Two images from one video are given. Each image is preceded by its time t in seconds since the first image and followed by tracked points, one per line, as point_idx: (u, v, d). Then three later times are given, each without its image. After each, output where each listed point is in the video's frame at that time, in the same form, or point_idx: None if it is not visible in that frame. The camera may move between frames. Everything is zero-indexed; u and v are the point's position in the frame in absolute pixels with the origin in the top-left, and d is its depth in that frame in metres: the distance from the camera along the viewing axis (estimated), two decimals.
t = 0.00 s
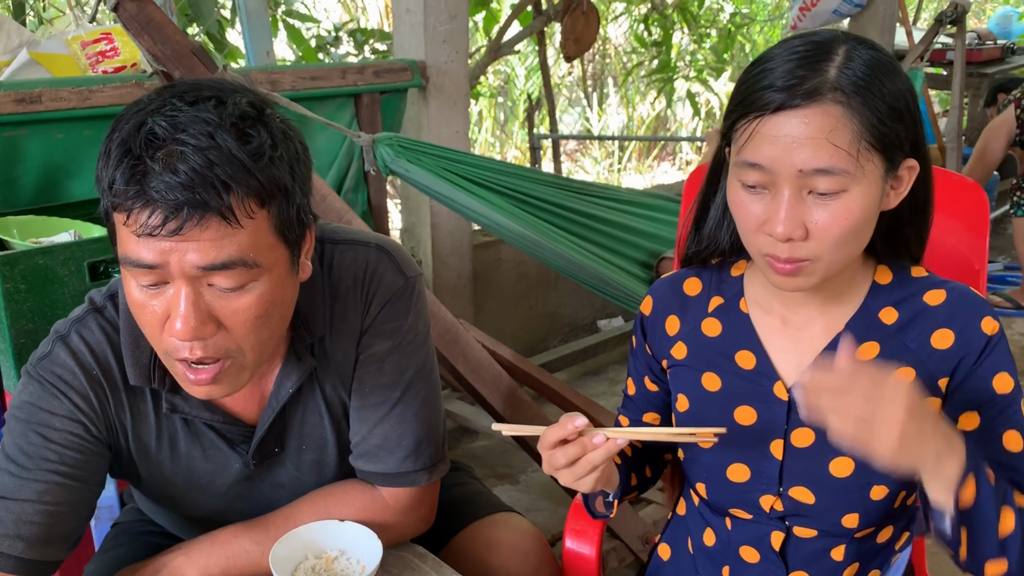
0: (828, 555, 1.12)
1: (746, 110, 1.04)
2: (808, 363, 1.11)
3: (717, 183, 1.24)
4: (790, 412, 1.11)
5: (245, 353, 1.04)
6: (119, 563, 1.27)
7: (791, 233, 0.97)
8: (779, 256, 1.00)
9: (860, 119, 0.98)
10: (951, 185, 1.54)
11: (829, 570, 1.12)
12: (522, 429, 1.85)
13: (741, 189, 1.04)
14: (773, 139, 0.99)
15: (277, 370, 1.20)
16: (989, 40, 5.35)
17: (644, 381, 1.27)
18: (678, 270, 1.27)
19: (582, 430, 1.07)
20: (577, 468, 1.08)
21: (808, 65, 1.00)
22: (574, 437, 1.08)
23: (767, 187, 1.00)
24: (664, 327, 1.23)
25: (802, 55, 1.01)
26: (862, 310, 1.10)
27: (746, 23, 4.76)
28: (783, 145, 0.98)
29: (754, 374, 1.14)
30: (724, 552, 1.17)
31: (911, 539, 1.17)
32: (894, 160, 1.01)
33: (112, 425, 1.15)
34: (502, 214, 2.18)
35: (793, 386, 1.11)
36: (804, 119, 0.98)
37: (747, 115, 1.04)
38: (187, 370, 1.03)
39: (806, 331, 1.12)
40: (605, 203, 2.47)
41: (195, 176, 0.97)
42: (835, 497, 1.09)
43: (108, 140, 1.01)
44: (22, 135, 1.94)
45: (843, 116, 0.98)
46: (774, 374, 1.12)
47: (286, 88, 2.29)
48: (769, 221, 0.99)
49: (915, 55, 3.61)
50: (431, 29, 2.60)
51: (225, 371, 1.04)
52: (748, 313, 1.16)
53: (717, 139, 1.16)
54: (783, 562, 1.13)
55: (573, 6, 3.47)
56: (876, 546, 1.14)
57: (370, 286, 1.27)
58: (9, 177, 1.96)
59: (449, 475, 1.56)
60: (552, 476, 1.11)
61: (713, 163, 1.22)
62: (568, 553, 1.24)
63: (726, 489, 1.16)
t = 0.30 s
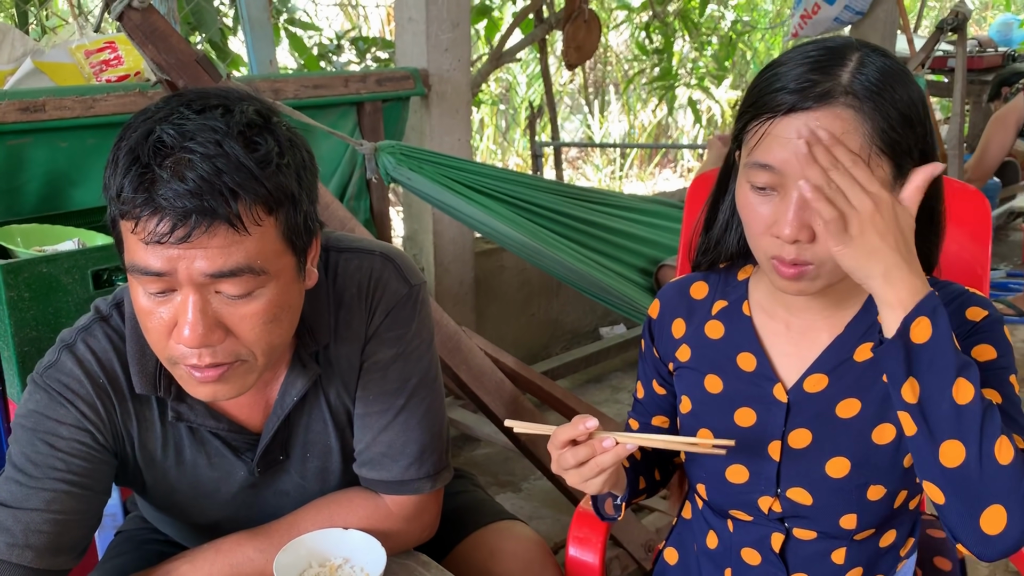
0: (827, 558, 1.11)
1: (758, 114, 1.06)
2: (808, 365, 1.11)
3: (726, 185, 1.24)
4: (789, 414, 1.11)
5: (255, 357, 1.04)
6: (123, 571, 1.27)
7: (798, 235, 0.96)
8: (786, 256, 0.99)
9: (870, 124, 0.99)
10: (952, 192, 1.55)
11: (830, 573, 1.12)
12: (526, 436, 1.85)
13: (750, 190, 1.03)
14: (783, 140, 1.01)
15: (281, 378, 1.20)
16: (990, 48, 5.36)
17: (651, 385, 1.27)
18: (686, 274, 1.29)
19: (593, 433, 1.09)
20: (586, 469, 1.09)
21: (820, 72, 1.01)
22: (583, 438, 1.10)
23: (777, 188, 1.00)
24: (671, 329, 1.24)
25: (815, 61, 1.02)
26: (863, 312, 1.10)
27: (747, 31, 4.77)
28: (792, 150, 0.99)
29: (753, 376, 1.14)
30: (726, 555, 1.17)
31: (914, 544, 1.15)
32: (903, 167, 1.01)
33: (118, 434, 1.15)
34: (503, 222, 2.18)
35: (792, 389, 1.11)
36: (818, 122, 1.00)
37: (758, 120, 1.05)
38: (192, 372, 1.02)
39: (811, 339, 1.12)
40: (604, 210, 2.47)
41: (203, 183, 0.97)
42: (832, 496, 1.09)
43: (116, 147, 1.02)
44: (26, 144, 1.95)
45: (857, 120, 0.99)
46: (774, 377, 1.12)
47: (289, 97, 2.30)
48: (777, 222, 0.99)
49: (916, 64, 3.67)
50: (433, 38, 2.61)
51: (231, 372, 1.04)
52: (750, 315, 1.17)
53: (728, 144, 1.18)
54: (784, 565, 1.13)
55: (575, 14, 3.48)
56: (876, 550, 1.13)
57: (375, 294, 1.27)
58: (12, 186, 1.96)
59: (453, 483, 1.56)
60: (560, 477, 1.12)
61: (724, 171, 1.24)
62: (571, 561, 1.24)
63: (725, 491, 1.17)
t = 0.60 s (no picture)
0: (825, 563, 1.12)
1: (746, 116, 1.06)
2: (806, 369, 1.12)
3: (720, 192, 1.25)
4: (788, 419, 1.11)
5: (253, 361, 1.05)
6: None
7: (791, 232, 0.98)
8: (782, 254, 1.00)
9: (858, 122, 1.00)
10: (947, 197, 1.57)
11: None
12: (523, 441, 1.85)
13: (742, 192, 1.05)
14: (772, 139, 1.01)
15: (279, 382, 1.21)
16: (983, 53, 5.39)
17: (648, 390, 1.28)
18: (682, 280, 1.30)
19: (590, 433, 1.10)
20: (581, 471, 1.10)
21: (802, 73, 1.02)
22: (581, 439, 1.11)
23: (767, 188, 1.01)
24: (667, 334, 1.25)
25: (800, 62, 1.03)
26: (861, 318, 1.11)
27: (743, 37, 4.79)
28: (782, 152, 1.00)
29: (751, 381, 1.15)
30: (724, 560, 1.18)
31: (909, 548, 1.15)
32: (891, 164, 1.03)
33: (117, 438, 1.15)
34: (500, 227, 2.19)
35: (790, 394, 1.12)
36: (802, 123, 1.00)
37: (747, 123, 1.06)
38: (190, 373, 1.02)
39: (806, 342, 1.12)
40: (600, 215, 2.48)
41: (205, 187, 0.98)
42: (831, 502, 1.10)
43: (117, 152, 1.02)
44: (23, 150, 1.95)
45: (841, 120, 0.99)
46: (772, 383, 1.13)
47: (286, 103, 2.30)
48: (770, 220, 1.00)
49: (910, 69, 3.66)
50: (429, 44, 2.62)
51: (227, 374, 1.04)
52: (748, 320, 1.18)
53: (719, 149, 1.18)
54: (782, 569, 1.13)
55: (570, 20, 3.49)
56: (873, 554, 1.13)
57: (373, 299, 1.28)
58: (9, 192, 1.97)
59: (450, 488, 1.56)
60: (557, 478, 1.13)
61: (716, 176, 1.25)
62: (568, 565, 1.24)
63: (724, 497, 1.17)
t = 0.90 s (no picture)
0: (820, 562, 1.13)
1: (727, 122, 1.10)
2: (803, 368, 1.12)
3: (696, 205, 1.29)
4: (784, 418, 1.12)
5: (242, 357, 1.04)
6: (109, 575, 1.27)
7: (817, 207, 0.99)
8: (811, 237, 1.00)
9: (837, 89, 1.06)
10: (936, 195, 1.58)
11: None
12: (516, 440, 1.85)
13: (748, 186, 1.07)
14: (765, 126, 1.05)
15: (269, 380, 1.21)
16: (971, 52, 5.42)
17: (641, 389, 1.29)
18: (672, 289, 1.29)
19: (588, 436, 1.09)
20: (580, 474, 1.10)
21: (766, 67, 1.08)
22: (578, 442, 1.10)
23: (775, 173, 1.04)
24: (662, 333, 1.26)
25: (755, 59, 1.10)
26: (858, 317, 1.10)
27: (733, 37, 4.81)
28: (779, 135, 1.04)
29: (747, 380, 1.15)
30: (718, 558, 1.18)
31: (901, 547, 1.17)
32: (874, 126, 1.08)
33: (107, 435, 1.15)
34: (490, 227, 2.19)
35: (788, 393, 1.12)
36: (789, 104, 1.04)
37: (731, 127, 1.10)
38: (182, 370, 1.02)
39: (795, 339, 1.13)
40: (590, 215, 2.48)
41: (195, 182, 0.98)
42: (829, 502, 1.10)
43: (107, 149, 1.02)
44: (11, 151, 1.95)
45: (824, 90, 1.05)
46: (769, 381, 1.13)
47: (275, 103, 2.30)
48: (790, 205, 1.01)
49: (899, 68, 3.66)
50: (419, 44, 2.62)
51: (218, 373, 1.04)
52: (744, 319, 1.18)
53: (693, 168, 1.21)
54: (777, 568, 1.14)
55: (560, 20, 3.50)
56: (868, 553, 1.14)
57: (362, 297, 1.28)
58: None
59: (441, 487, 1.56)
60: (555, 480, 1.13)
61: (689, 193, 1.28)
62: (559, 564, 1.26)
63: (720, 496, 1.18)
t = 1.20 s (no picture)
0: (814, 550, 1.14)
1: (701, 124, 1.12)
2: (792, 359, 1.13)
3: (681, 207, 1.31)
4: (774, 409, 1.13)
5: (246, 347, 1.05)
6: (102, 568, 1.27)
7: (791, 204, 1.01)
8: (789, 233, 1.03)
9: (807, 86, 1.08)
10: (924, 193, 1.59)
11: (814, 564, 1.14)
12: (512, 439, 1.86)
13: (724, 186, 1.09)
14: (736, 127, 1.07)
15: (266, 369, 1.21)
16: (961, 51, 5.44)
17: (633, 387, 1.28)
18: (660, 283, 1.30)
19: (592, 435, 1.10)
20: (586, 474, 1.10)
21: (735, 69, 1.10)
22: (582, 442, 1.11)
23: (749, 174, 1.06)
24: (650, 330, 1.26)
25: (727, 60, 1.12)
26: (843, 307, 1.13)
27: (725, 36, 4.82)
28: (751, 135, 1.06)
29: (737, 371, 1.16)
30: (713, 551, 1.19)
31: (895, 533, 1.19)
32: (848, 118, 1.10)
33: (103, 417, 1.15)
34: (486, 225, 2.19)
35: (777, 383, 1.13)
36: (758, 104, 1.06)
37: (706, 129, 1.12)
38: (188, 361, 1.03)
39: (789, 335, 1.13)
40: (586, 214, 2.47)
41: (212, 172, 0.98)
42: (819, 488, 1.12)
43: (124, 137, 1.03)
44: (2, 150, 1.94)
45: (791, 87, 1.07)
46: (758, 372, 1.14)
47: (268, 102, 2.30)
48: (765, 203, 1.03)
49: (890, 66, 3.68)
50: (412, 42, 2.62)
51: (225, 363, 1.04)
52: (732, 313, 1.20)
53: (676, 169, 1.23)
54: (772, 559, 1.15)
55: (553, 19, 3.50)
56: (860, 539, 1.16)
57: (360, 292, 1.29)
58: None
59: (435, 483, 1.57)
60: (559, 481, 1.14)
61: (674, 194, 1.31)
62: (553, 559, 1.27)
63: (712, 488, 1.18)
